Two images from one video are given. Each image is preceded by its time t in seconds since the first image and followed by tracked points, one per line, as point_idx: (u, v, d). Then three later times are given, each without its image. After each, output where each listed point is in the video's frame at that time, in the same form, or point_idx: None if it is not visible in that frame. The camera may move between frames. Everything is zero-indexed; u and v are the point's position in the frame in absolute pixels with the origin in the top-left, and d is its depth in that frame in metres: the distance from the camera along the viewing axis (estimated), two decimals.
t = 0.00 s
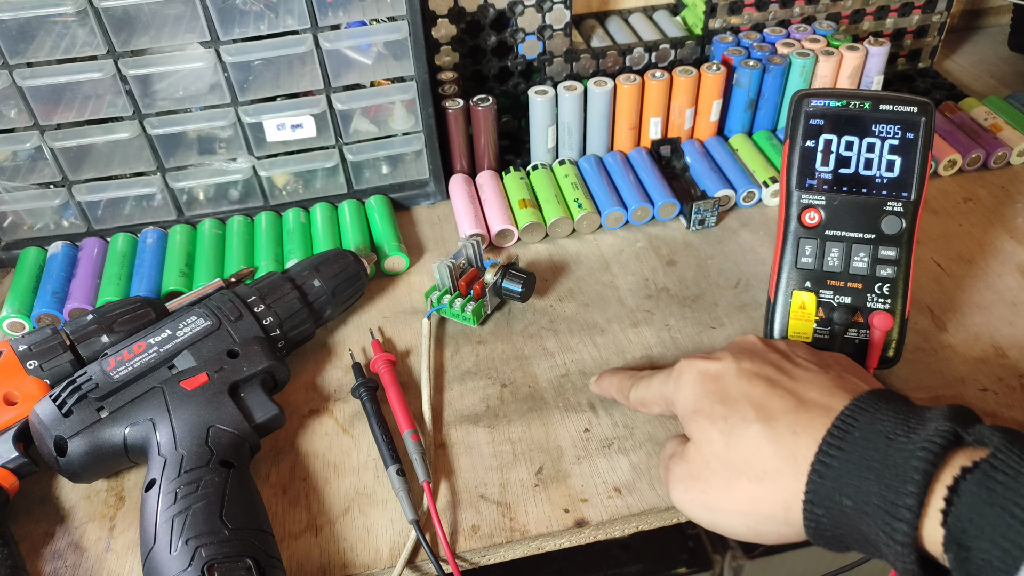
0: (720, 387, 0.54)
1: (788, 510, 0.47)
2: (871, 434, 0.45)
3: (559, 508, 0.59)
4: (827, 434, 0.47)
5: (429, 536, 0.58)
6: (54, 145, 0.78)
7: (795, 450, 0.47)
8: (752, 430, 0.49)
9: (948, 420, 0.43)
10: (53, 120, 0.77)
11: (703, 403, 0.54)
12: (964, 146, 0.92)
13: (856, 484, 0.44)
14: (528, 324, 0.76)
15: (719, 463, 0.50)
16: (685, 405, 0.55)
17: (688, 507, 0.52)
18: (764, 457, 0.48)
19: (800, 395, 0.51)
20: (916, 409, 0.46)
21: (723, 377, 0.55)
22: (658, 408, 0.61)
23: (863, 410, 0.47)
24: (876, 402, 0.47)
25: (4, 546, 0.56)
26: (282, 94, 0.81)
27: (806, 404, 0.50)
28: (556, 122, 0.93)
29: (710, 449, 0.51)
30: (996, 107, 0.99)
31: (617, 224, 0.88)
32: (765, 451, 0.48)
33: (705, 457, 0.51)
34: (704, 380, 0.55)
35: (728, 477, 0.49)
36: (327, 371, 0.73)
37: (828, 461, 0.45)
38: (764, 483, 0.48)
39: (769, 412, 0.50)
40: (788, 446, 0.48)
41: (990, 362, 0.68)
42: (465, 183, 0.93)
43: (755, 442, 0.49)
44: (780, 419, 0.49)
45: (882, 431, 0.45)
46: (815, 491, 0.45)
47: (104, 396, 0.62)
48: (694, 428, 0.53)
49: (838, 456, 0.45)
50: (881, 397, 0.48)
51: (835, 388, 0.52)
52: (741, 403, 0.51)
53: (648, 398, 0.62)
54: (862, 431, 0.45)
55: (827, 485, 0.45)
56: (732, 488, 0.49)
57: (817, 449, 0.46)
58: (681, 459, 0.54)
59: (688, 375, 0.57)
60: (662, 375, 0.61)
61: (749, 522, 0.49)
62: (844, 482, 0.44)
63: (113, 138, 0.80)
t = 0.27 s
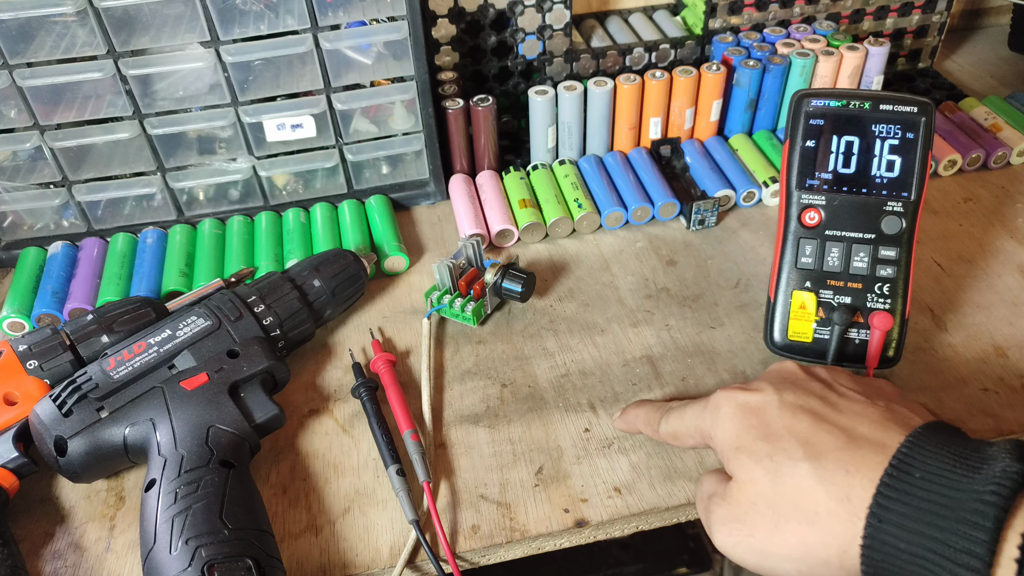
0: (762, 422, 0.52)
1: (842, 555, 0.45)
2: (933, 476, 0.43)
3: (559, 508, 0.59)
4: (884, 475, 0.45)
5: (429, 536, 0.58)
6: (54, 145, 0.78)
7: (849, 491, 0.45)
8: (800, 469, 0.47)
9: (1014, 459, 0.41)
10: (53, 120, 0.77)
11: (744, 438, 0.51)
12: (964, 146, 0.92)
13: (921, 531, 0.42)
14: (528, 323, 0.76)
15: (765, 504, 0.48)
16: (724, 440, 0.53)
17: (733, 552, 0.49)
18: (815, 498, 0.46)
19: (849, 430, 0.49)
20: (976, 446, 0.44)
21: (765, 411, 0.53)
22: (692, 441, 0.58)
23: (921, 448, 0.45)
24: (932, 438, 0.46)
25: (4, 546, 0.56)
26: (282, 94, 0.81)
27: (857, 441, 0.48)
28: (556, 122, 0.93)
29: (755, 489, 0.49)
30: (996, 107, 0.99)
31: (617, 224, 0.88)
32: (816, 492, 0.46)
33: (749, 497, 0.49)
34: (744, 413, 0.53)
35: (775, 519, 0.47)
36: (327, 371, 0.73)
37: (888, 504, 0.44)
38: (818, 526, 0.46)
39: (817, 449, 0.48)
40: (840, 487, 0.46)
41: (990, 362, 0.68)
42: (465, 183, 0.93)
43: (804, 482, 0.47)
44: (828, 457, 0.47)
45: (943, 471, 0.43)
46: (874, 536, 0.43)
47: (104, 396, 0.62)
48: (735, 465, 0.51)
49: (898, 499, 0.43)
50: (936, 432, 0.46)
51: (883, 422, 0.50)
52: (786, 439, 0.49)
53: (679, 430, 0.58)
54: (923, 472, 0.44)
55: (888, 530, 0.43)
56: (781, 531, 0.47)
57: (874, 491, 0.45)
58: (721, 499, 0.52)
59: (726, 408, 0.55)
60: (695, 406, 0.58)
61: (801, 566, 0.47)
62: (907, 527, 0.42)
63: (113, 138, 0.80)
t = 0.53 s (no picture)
0: (784, 405, 0.53)
1: (859, 536, 0.46)
2: (953, 459, 0.45)
3: (559, 508, 0.59)
4: (903, 456, 0.46)
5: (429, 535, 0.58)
6: (54, 145, 0.78)
7: (867, 474, 0.47)
8: (819, 451, 0.49)
9: None
10: (53, 120, 0.77)
11: (766, 421, 0.53)
12: (964, 146, 0.92)
13: (940, 512, 0.43)
14: (528, 323, 0.76)
15: (785, 486, 0.50)
16: (746, 424, 0.55)
17: (753, 532, 0.51)
18: (834, 481, 0.48)
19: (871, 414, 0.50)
20: (997, 432, 0.45)
21: (788, 395, 0.54)
22: (718, 424, 0.60)
23: (941, 432, 0.46)
24: (953, 424, 0.47)
25: (4, 546, 0.56)
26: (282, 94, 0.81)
27: (878, 424, 0.49)
28: (556, 122, 0.93)
29: (774, 471, 0.51)
30: (996, 107, 0.99)
31: (618, 224, 0.88)
32: (835, 475, 0.48)
33: (770, 479, 0.51)
34: (767, 397, 0.55)
35: (795, 501, 0.49)
36: (327, 371, 0.73)
37: (908, 485, 0.45)
38: (836, 507, 0.47)
39: (836, 432, 0.50)
40: (858, 469, 0.47)
41: (990, 362, 0.68)
42: (465, 183, 0.93)
43: (824, 464, 0.48)
44: (847, 440, 0.49)
45: (965, 454, 0.44)
46: (892, 515, 0.45)
47: (104, 396, 0.62)
48: (757, 448, 0.53)
49: (919, 480, 0.45)
50: (958, 419, 0.48)
51: (907, 408, 0.51)
52: (808, 423, 0.51)
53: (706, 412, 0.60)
54: (944, 455, 0.45)
55: (906, 509, 0.45)
56: (800, 513, 0.49)
57: (893, 471, 0.46)
58: (743, 482, 0.54)
59: (751, 392, 0.56)
60: (721, 390, 0.60)
61: (819, 546, 0.48)
62: (928, 508, 0.44)
63: (113, 138, 0.80)
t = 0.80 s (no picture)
0: (743, 357, 0.55)
1: (800, 469, 0.48)
2: (885, 395, 0.46)
3: (559, 508, 0.59)
4: (840, 395, 0.48)
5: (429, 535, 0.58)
6: (54, 145, 0.78)
7: (809, 413, 0.48)
8: (768, 397, 0.51)
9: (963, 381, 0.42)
10: (53, 119, 0.77)
11: (726, 372, 0.55)
12: (964, 146, 0.92)
13: (868, 443, 0.44)
14: (528, 323, 0.76)
15: (737, 432, 0.52)
16: (709, 376, 0.57)
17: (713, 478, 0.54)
18: (781, 421, 0.49)
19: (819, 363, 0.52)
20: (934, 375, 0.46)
21: (747, 349, 0.56)
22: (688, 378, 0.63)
23: (879, 373, 0.47)
24: (893, 366, 0.48)
25: (4, 546, 0.56)
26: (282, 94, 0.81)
27: (824, 370, 0.51)
28: (556, 122, 0.93)
29: (729, 418, 0.53)
30: (996, 107, 0.99)
31: (617, 224, 0.88)
32: (780, 416, 0.50)
33: (727, 427, 0.53)
34: (729, 352, 0.56)
35: (746, 443, 0.51)
36: (327, 371, 0.73)
37: (843, 422, 0.46)
38: (779, 446, 0.49)
39: (785, 377, 0.51)
40: (802, 409, 0.49)
41: (990, 363, 0.68)
42: (465, 183, 0.93)
43: (771, 407, 0.50)
44: (794, 384, 0.50)
45: (896, 391, 0.45)
46: (827, 449, 0.46)
47: (104, 397, 0.62)
48: (717, 400, 0.54)
49: (851, 415, 0.46)
50: (899, 363, 0.48)
51: (854, 358, 0.52)
52: (761, 372, 0.53)
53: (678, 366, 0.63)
54: (878, 392, 0.46)
55: (839, 442, 0.46)
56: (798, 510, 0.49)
57: (830, 409, 0.47)
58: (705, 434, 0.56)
59: (715, 349, 0.58)
60: (693, 347, 0.63)
61: (767, 485, 0.50)
62: (857, 442, 0.45)
63: (113, 138, 0.80)
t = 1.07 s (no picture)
0: (763, 370, 0.55)
1: (816, 485, 0.48)
2: (905, 411, 0.45)
3: (559, 508, 0.59)
4: (859, 410, 0.47)
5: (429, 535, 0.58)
6: (54, 145, 0.78)
7: (825, 427, 0.48)
8: (786, 410, 0.51)
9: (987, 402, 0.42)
10: (53, 120, 0.77)
11: (745, 383, 0.55)
12: (964, 146, 0.92)
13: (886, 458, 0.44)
14: (528, 324, 0.76)
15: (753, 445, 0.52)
16: (729, 387, 0.57)
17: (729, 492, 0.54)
18: (796, 435, 0.49)
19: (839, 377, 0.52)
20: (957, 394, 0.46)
21: (769, 362, 0.56)
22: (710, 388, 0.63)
23: (901, 389, 0.47)
24: (914, 384, 0.47)
25: (4, 546, 0.56)
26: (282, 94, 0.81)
27: (844, 386, 0.51)
28: (556, 122, 0.93)
29: (748, 433, 0.53)
30: (996, 107, 0.99)
31: (617, 224, 0.88)
32: (796, 428, 0.49)
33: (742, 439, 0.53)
34: (749, 363, 0.57)
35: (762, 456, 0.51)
36: (327, 371, 0.73)
37: (862, 436, 0.46)
38: (794, 459, 0.49)
39: (803, 391, 0.51)
40: (818, 424, 0.49)
41: (990, 363, 0.68)
42: (465, 183, 0.93)
43: (788, 420, 0.50)
44: (813, 398, 0.50)
45: (916, 407, 0.45)
46: (844, 464, 0.46)
47: (104, 396, 0.62)
48: (734, 411, 0.55)
49: (869, 429, 0.46)
50: (921, 381, 0.48)
51: (879, 376, 0.52)
52: (778, 384, 0.53)
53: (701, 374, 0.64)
54: (898, 407, 0.46)
55: (857, 457, 0.45)
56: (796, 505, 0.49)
57: (849, 423, 0.47)
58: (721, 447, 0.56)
59: (736, 360, 0.58)
60: (716, 356, 0.63)
61: (781, 500, 0.50)
62: (874, 458, 0.45)
63: (113, 138, 0.80)
